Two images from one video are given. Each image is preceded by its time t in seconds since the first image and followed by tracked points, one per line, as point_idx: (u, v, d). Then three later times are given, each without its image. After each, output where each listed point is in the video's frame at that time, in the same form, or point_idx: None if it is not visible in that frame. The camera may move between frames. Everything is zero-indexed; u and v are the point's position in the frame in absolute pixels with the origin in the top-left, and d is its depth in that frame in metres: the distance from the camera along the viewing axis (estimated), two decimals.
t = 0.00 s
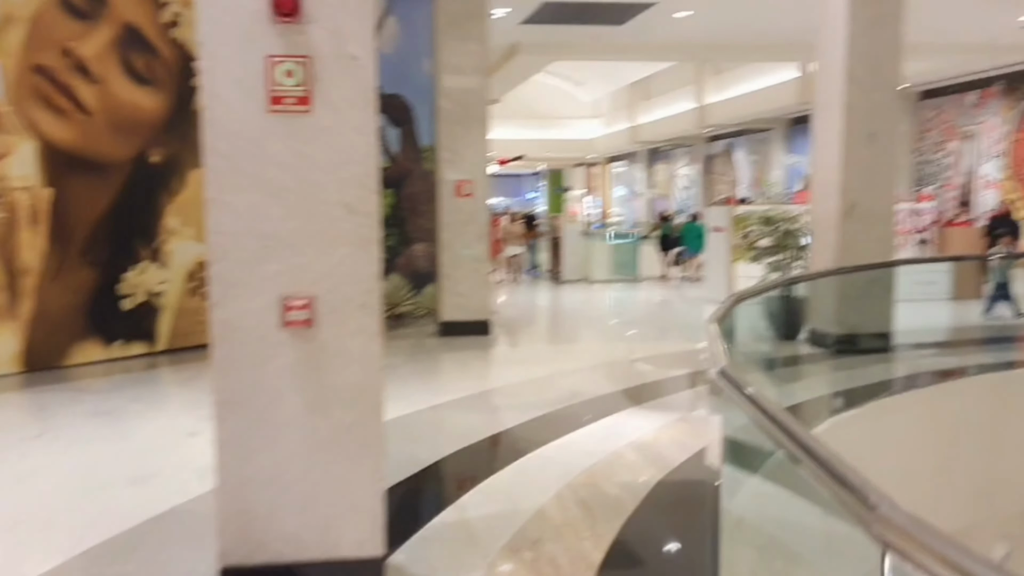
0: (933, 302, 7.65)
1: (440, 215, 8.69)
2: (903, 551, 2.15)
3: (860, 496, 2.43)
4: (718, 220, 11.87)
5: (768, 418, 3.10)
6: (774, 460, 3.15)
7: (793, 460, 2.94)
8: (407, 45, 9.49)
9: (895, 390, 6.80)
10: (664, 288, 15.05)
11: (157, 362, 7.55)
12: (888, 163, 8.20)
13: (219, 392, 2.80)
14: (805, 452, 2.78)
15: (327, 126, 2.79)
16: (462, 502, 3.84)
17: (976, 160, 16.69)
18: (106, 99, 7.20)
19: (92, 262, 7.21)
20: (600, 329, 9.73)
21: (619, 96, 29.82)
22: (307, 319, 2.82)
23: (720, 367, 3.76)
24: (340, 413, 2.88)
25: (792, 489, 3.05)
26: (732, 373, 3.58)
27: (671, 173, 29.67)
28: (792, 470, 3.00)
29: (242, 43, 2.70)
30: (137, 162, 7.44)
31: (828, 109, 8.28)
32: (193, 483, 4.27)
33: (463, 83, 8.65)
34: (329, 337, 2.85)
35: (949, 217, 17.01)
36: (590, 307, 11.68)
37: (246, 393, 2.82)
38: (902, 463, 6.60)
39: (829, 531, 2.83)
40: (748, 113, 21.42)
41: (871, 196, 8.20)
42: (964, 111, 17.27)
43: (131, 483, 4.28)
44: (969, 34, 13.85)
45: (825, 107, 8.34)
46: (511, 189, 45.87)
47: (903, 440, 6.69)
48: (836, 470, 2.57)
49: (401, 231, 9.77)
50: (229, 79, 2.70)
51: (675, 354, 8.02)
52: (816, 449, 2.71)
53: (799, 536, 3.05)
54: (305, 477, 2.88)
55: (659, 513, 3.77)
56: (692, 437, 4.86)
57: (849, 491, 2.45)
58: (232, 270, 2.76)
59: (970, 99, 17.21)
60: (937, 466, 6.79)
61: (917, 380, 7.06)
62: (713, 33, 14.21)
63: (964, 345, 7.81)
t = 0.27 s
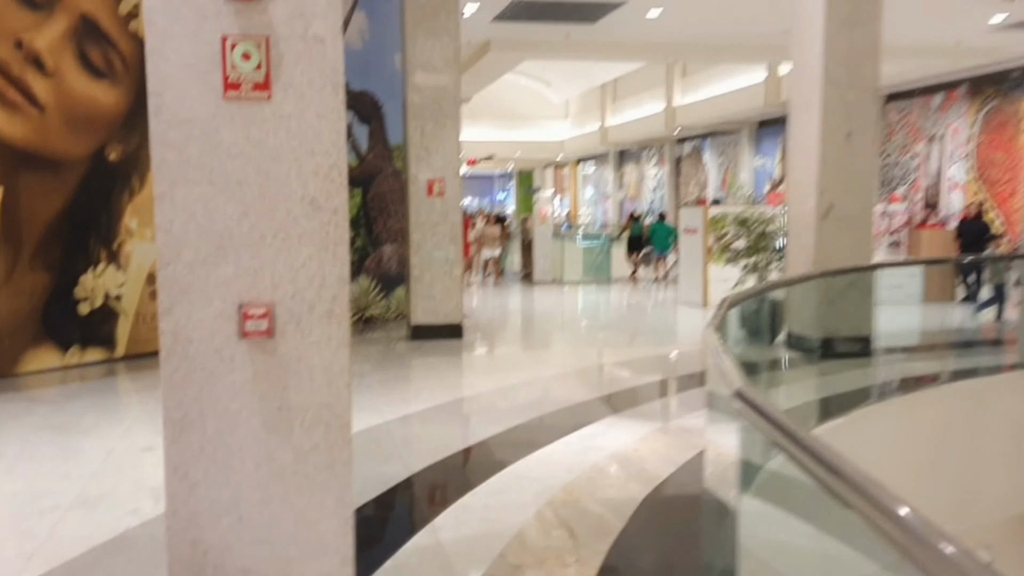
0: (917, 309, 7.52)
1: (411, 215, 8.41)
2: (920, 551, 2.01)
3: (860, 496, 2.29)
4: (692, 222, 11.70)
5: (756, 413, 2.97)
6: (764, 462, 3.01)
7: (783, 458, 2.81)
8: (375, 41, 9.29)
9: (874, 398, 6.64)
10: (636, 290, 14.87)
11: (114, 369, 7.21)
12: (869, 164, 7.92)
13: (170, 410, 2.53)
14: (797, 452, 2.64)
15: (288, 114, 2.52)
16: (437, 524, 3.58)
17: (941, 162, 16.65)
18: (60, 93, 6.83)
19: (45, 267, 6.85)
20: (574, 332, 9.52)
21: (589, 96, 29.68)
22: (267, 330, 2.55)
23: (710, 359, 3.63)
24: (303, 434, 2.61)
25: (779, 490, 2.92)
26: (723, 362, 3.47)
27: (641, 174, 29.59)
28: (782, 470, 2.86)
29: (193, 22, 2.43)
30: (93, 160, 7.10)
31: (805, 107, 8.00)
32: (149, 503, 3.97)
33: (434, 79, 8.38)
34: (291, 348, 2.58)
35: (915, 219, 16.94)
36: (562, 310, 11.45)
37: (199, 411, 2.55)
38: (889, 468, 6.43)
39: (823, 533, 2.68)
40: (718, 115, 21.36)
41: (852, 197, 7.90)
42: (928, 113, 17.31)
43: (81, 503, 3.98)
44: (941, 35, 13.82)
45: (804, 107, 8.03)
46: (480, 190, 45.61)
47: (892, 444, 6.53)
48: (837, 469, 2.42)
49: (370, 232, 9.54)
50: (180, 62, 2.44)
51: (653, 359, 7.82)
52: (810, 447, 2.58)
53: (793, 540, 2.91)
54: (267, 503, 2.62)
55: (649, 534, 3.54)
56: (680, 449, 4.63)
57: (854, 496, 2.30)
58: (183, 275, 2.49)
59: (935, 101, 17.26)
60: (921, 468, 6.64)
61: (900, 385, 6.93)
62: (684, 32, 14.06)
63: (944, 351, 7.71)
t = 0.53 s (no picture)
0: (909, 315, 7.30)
1: (399, 217, 8.16)
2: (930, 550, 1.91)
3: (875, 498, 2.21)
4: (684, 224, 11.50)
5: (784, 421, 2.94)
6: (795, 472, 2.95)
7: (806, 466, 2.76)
8: (363, 36, 9.00)
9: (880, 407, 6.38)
10: (625, 292, 14.68)
11: (90, 379, 6.92)
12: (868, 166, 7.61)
13: (140, 443, 2.28)
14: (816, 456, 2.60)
15: (273, 110, 2.28)
16: (433, 553, 3.35)
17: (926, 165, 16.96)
18: (30, 88, 6.54)
19: (14, 270, 6.54)
20: (565, 337, 9.30)
21: (575, 96, 29.49)
22: (249, 350, 2.30)
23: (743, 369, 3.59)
24: (287, 466, 2.37)
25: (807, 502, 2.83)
26: (756, 372, 3.41)
27: (627, 175, 29.43)
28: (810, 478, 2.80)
29: (166, 7, 2.19)
30: (64, 158, 6.82)
31: (805, 107, 7.70)
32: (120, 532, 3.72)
33: (423, 76, 8.13)
34: (276, 370, 2.33)
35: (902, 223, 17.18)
36: (550, 314, 11.22)
37: (173, 442, 2.30)
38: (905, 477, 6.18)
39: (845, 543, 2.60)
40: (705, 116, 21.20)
41: (850, 199, 7.59)
42: (913, 115, 17.52)
43: (49, 532, 3.72)
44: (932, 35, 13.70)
45: (802, 105, 7.74)
46: (466, 190, 45.33)
47: (905, 454, 6.29)
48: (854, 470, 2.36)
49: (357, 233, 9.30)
50: (151, 51, 2.19)
51: (648, 366, 7.59)
52: (830, 453, 2.52)
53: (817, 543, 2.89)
54: (250, 544, 2.38)
55: (659, 563, 3.31)
56: (687, 466, 4.41)
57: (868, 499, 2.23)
58: (155, 290, 2.24)
59: (919, 104, 17.48)
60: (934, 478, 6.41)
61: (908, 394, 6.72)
62: (673, 31, 13.87)
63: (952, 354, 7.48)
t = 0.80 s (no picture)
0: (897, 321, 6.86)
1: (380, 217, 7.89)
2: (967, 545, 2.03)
3: (911, 500, 2.32)
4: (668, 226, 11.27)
5: (817, 416, 3.00)
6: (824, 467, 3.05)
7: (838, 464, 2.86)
8: (343, 30, 8.61)
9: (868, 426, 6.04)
10: (608, 295, 14.46)
11: (56, 388, 6.59)
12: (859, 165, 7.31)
13: (92, 467, 2.01)
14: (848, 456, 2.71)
15: (245, 87, 2.02)
16: None
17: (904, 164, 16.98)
18: None
19: None
20: (550, 342, 9.07)
21: (555, 98, 29.28)
22: (216, 360, 2.03)
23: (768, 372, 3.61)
24: (261, 493, 2.11)
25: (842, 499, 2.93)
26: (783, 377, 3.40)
27: (607, 178, 29.26)
28: (843, 476, 2.89)
29: None
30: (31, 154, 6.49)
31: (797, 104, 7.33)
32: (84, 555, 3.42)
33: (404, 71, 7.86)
34: (247, 383, 2.07)
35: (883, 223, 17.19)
36: (532, 318, 10.97)
37: (132, 464, 2.03)
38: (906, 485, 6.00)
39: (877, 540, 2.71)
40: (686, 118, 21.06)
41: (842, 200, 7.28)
42: (893, 116, 17.65)
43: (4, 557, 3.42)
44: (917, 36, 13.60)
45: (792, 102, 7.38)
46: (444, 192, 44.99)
47: (906, 463, 6.17)
48: (886, 469, 2.49)
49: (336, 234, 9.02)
50: (105, 18, 1.93)
51: (636, 372, 7.36)
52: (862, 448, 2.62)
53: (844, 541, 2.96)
54: None
55: None
56: (687, 481, 4.19)
57: (903, 498, 2.35)
58: (110, 290, 1.98)
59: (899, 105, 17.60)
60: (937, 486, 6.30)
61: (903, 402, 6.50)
62: (655, 31, 13.67)
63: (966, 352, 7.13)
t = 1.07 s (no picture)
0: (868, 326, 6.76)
1: (348, 216, 7.64)
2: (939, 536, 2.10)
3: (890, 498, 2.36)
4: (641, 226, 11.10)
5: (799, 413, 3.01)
6: (810, 460, 3.10)
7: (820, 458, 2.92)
8: (307, 27, 8.54)
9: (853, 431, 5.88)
10: (578, 296, 14.30)
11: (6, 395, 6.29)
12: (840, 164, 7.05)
13: (14, 506, 1.79)
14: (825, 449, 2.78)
15: (187, 75, 1.81)
16: None
17: (872, 165, 17.32)
18: None
19: None
20: (522, 343, 8.89)
21: (523, 97, 29.10)
22: (154, 385, 1.82)
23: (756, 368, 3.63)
24: (206, 534, 1.89)
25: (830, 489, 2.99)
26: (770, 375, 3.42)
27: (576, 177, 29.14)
28: (825, 469, 2.95)
29: None
30: None
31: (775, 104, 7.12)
32: None
33: (372, 66, 7.63)
34: (192, 411, 1.86)
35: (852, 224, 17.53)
36: (502, 319, 10.76)
37: (60, 500, 1.81)
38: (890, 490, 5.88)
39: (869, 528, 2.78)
40: (653, 117, 21.00)
41: (819, 200, 7.03)
42: (859, 117, 17.88)
43: None
44: (886, 36, 13.59)
45: (768, 102, 7.20)
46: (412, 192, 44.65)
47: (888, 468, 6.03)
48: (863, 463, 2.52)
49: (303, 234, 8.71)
50: None
51: (611, 375, 7.18)
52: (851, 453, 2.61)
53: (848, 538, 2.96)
54: None
55: None
56: (671, 494, 4.00)
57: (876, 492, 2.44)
58: (33, 305, 1.76)
59: (864, 104, 17.78)
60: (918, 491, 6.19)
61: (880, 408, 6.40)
62: (624, 30, 13.53)
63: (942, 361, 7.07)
